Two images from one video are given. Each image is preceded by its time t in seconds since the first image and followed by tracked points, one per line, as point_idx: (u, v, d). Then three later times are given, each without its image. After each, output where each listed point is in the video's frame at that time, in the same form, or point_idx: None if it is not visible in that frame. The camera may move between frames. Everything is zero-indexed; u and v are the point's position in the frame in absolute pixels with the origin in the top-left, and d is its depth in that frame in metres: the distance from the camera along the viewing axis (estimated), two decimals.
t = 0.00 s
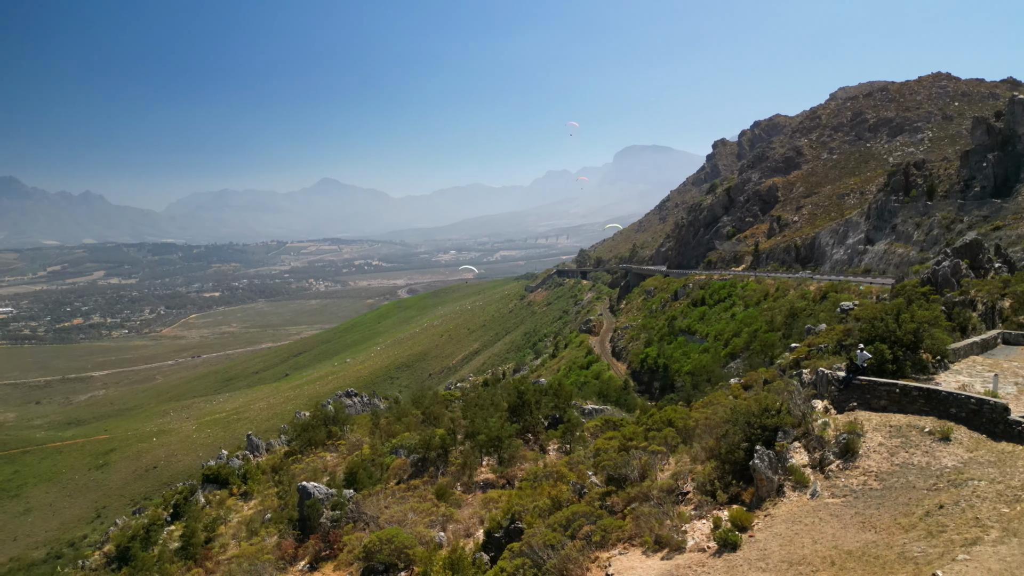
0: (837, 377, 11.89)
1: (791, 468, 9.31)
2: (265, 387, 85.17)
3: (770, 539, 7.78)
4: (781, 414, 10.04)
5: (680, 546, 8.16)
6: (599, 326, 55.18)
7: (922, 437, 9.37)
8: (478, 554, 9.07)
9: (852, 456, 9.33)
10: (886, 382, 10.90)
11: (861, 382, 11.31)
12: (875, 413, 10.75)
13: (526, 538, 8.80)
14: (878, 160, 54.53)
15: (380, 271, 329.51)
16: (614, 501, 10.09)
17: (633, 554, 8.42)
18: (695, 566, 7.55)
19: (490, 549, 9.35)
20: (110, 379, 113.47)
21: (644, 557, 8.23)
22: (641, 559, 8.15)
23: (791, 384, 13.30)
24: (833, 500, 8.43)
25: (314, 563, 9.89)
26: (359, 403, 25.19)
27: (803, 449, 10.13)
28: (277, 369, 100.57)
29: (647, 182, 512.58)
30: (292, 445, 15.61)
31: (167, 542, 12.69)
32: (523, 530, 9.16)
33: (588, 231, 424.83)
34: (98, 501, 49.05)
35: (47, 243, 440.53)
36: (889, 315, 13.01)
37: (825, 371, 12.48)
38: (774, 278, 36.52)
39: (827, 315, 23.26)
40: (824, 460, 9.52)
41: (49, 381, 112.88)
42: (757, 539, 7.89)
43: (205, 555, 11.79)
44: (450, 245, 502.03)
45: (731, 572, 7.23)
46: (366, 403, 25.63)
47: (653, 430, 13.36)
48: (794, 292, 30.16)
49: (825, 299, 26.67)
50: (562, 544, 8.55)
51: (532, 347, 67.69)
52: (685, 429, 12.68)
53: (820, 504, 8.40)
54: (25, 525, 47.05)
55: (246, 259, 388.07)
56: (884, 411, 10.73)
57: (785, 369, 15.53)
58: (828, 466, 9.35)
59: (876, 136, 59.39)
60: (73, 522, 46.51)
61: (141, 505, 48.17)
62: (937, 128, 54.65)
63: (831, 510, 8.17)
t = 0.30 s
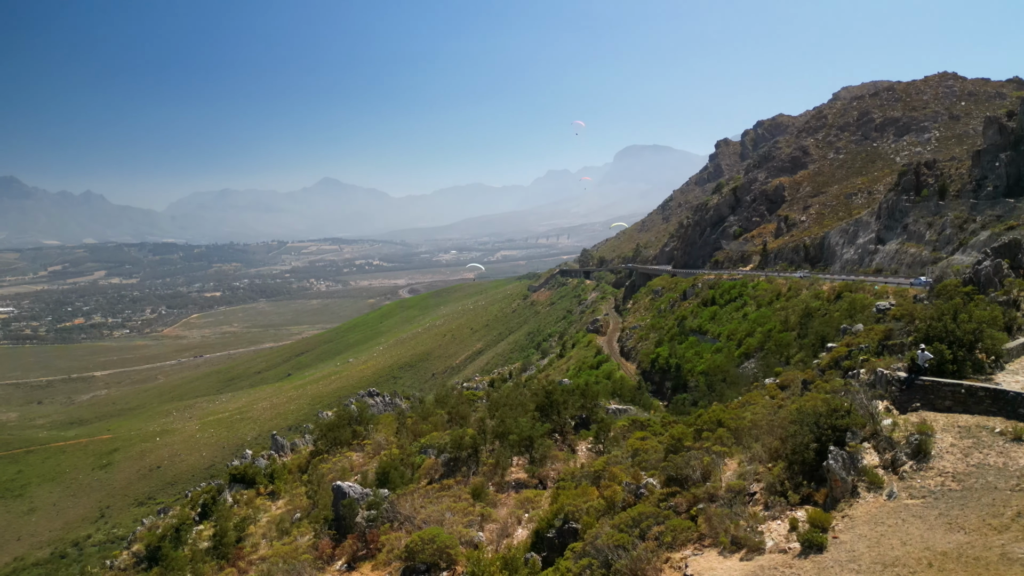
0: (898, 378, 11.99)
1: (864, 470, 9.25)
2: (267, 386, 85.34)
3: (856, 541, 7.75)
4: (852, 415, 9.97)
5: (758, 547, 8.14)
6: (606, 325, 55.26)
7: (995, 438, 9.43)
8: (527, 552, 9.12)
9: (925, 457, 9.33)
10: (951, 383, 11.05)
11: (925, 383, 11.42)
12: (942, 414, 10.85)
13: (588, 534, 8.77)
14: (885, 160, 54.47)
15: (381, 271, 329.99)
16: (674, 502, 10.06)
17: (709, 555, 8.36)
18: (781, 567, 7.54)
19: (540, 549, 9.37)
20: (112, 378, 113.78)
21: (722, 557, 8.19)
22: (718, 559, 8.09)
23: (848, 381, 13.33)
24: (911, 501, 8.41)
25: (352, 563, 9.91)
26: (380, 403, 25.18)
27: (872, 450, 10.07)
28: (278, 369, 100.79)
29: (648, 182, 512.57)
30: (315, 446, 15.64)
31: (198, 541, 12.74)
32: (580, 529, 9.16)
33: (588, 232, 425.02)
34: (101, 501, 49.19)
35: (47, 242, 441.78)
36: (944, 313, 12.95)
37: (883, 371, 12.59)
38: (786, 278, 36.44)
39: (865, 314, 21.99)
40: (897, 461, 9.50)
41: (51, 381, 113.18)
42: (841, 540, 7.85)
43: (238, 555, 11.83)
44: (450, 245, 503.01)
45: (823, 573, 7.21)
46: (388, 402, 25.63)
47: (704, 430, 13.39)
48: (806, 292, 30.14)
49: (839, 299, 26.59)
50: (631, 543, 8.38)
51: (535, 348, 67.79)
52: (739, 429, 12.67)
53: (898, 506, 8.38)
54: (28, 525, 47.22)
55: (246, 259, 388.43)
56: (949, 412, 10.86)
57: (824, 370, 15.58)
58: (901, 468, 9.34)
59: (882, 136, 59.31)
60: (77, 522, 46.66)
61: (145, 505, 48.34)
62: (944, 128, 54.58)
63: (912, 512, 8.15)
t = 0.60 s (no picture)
0: (963, 378, 11.86)
1: (942, 470, 9.00)
2: (269, 386, 85.39)
3: (949, 541, 7.50)
4: (929, 415, 9.76)
5: (844, 547, 7.99)
6: (613, 325, 55.22)
7: None
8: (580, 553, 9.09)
9: (1004, 457, 9.01)
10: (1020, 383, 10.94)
11: (993, 383, 11.29)
12: (1013, 414, 10.69)
13: (655, 536, 8.67)
14: (893, 160, 54.36)
15: (382, 270, 330.11)
16: (744, 502, 9.89)
17: (791, 555, 8.27)
18: (874, 565, 7.47)
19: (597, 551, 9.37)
20: (113, 378, 113.79)
21: (806, 557, 8.09)
22: (805, 560, 7.98)
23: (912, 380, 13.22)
24: (998, 502, 8.11)
25: (391, 562, 9.91)
26: (402, 402, 25.18)
27: (949, 450, 9.73)
28: (280, 368, 100.87)
29: (648, 182, 512.19)
30: (342, 445, 15.68)
31: (230, 540, 12.76)
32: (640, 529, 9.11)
33: (589, 231, 424.93)
34: (104, 502, 49.14)
35: (47, 241, 442.32)
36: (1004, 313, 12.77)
37: (946, 372, 12.48)
38: (798, 278, 36.33)
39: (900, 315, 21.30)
40: (975, 461, 9.18)
41: (53, 381, 113.35)
42: (934, 541, 7.57)
43: (272, 556, 11.85)
44: (451, 245, 503.36)
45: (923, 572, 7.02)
46: (411, 402, 25.64)
47: (760, 431, 13.34)
48: (820, 292, 30.05)
49: (854, 299, 26.51)
50: (706, 545, 8.16)
51: (539, 348, 67.81)
52: (798, 429, 12.57)
53: (982, 506, 8.11)
54: (32, 525, 47.25)
55: (246, 259, 388.75)
56: (1021, 412, 10.68)
57: (866, 369, 15.45)
58: (980, 468, 9.04)
59: (889, 136, 59.19)
60: (81, 522, 46.68)
61: (148, 505, 48.39)
62: (952, 128, 54.45)
63: (1000, 513, 7.86)
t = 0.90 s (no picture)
0: None
1: None
2: (272, 386, 85.34)
3: None
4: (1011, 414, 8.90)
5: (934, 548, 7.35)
6: (621, 325, 55.16)
7: None
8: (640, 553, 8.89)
9: None
10: None
11: None
12: None
13: (728, 536, 8.35)
14: (901, 159, 54.22)
15: (383, 270, 330.53)
16: (819, 501, 9.32)
17: (878, 556, 7.77)
18: (970, 566, 6.79)
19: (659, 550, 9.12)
20: (115, 378, 113.76)
21: (897, 559, 7.51)
22: (896, 562, 7.41)
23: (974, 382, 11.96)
24: None
25: (435, 562, 9.95)
26: (427, 402, 25.22)
27: None
28: (283, 368, 100.82)
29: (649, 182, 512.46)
30: (371, 446, 15.74)
31: (263, 540, 12.76)
32: (706, 528, 8.84)
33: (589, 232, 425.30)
34: (108, 501, 49.12)
35: (48, 241, 442.55)
36: None
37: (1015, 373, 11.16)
38: (811, 277, 36.20)
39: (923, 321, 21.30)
40: None
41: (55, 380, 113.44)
42: None
43: (309, 556, 11.88)
44: (451, 244, 503.81)
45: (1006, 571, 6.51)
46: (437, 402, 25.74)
47: (817, 432, 11.74)
48: (835, 292, 29.91)
49: (870, 299, 26.50)
50: (792, 545, 7.81)
51: (544, 348, 67.81)
52: (861, 432, 11.48)
53: None
54: (37, 525, 47.32)
55: (247, 258, 389.01)
56: None
57: (911, 369, 14.40)
58: None
59: (897, 135, 59.06)
60: (85, 521, 46.78)
61: (152, 505, 48.42)
62: (960, 127, 54.31)
63: None
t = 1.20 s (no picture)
0: None
1: None
2: (275, 386, 85.32)
3: None
4: None
5: None
6: (630, 325, 54.99)
7: None
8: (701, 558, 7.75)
9: None
10: None
11: None
12: None
13: (803, 536, 7.18)
14: (909, 159, 54.12)
15: (384, 270, 331.18)
16: (894, 502, 7.64)
17: (971, 559, 6.42)
18: None
19: (719, 550, 7.99)
20: (117, 378, 113.72)
21: (992, 562, 6.24)
22: (992, 564, 6.18)
23: None
24: None
25: (479, 563, 9.94)
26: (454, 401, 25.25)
27: None
28: (285, 368, 100.85)
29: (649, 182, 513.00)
30: (401, 445, 15.78)
31: (296, 540, 12.77)
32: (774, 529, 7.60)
33: (589, 232, 425.92)
34: (112, 501, 49.17)
35: (48, 241, 442.18)
36: None
37: None
38: (824, 277, 36.09)
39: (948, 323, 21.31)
40: None
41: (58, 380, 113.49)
42: None
43: (345, 557, 11.82)
44: (451, 244, 504.16)
45: None
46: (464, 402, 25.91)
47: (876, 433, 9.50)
48: (852, 292, 29.69)
49: (887, 298, 26.44)
50: (879, 546, 6.63)
51: (549, 348, 67.82)
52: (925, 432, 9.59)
53: None
54: (41, 525, 47.26)
55: (248, 258, 389.20)
56: None
57: (958, 369, 13.11)
58: None
59: (905, 135, 58.97)
60: (90, 521, 46.77)
61: (157, 504, 48.38)
62: (968, 127, 54.25)
63: None
